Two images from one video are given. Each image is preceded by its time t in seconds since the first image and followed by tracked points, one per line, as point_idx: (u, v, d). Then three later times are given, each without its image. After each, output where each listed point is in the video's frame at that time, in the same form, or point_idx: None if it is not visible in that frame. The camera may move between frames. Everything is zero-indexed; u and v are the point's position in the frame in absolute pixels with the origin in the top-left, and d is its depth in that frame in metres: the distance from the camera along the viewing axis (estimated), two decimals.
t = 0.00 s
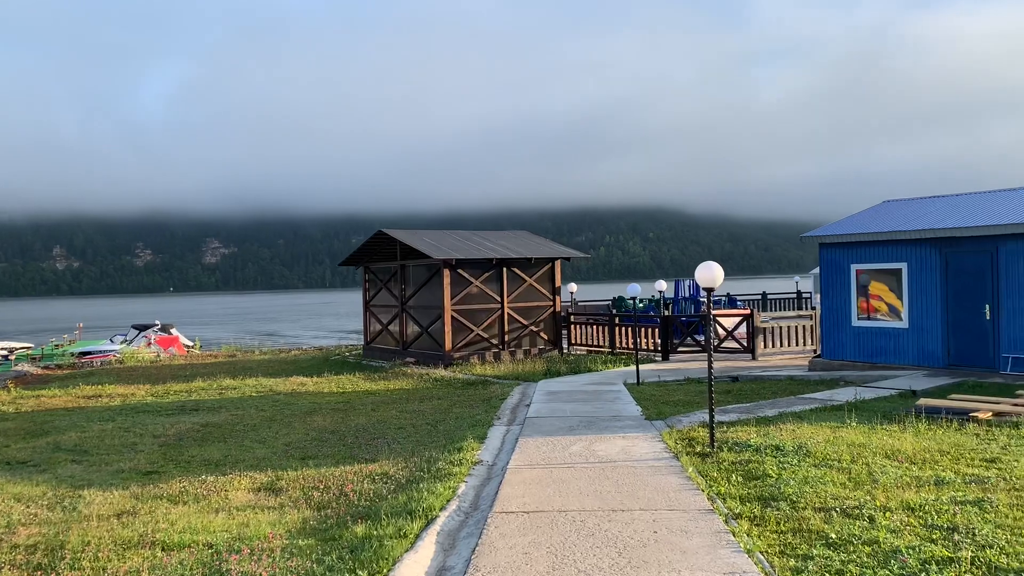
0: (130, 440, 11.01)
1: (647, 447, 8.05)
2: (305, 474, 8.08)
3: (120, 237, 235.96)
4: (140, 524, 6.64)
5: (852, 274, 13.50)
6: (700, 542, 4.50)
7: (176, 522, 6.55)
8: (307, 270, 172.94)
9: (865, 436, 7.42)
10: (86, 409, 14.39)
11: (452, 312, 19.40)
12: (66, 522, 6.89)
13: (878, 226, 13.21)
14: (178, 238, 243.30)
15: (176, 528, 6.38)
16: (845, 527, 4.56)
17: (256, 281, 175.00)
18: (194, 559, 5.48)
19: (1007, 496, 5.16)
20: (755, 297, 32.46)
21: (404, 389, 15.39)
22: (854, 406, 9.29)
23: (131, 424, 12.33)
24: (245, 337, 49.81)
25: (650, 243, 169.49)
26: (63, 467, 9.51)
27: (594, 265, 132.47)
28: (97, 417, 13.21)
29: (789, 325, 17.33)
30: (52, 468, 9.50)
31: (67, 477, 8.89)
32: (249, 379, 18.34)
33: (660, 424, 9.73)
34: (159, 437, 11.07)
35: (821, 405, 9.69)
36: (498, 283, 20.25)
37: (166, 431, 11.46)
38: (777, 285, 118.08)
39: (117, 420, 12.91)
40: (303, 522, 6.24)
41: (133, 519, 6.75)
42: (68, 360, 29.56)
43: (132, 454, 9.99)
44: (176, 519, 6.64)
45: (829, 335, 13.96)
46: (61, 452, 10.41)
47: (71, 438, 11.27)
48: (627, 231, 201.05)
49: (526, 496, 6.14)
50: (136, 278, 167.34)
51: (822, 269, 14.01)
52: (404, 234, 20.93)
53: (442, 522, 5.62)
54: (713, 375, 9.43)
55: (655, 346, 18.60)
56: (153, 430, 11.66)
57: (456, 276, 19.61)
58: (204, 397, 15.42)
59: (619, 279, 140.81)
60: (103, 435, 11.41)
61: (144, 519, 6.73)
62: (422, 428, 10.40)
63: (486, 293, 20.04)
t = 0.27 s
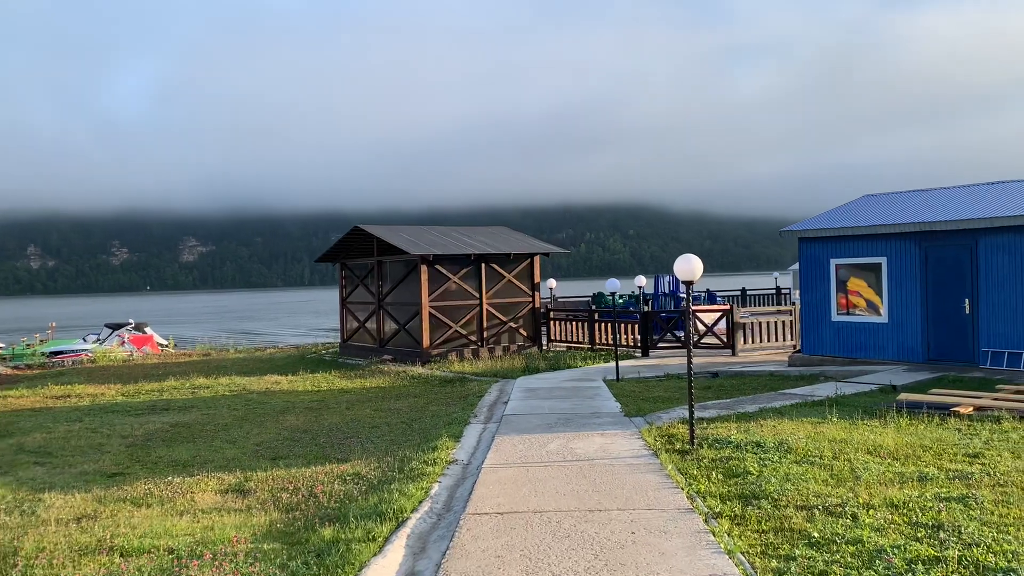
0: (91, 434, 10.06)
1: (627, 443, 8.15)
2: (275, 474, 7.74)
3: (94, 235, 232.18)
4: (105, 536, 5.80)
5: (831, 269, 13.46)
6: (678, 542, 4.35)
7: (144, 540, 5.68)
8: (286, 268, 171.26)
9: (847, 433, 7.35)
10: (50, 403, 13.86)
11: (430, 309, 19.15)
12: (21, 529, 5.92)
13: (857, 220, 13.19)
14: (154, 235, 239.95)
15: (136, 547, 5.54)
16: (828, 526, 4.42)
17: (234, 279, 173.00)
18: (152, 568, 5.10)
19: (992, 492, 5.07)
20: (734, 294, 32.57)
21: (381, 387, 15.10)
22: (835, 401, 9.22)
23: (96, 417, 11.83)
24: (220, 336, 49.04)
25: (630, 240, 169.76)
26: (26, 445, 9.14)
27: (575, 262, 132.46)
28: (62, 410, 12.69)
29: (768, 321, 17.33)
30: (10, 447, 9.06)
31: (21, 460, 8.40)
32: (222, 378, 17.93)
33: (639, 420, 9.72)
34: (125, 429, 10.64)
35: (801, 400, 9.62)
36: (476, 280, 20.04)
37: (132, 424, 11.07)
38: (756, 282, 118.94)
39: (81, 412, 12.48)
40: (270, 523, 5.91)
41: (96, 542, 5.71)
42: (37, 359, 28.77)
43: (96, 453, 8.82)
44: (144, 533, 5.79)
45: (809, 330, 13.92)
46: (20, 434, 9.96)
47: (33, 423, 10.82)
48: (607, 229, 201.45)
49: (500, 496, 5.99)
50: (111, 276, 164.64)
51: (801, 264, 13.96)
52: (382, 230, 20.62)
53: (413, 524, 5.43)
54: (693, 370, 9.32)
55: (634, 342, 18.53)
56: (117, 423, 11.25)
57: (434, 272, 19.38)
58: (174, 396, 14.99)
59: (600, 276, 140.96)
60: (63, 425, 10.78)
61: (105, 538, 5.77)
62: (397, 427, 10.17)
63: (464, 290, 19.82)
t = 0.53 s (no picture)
0: (69, 436, 9.78)
1: (614, 446, 8.19)
2: (255, 477, 7.52)
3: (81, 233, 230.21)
4: (74, 543, 5.15)
5: (821, 269, 13.39)
6: (667, 550, 4.22)
7: (118, 546, 5.11)
8: (275, 267, 170.34)
9: (838, 435, 7.27)
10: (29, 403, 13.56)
11: (417, 308, 18.95)
12: None
13: (848, 221, 13.12)
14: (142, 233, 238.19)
15: (107, 554, 4.94)
16: (821, 534, 4.30)
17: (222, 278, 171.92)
18: None
19: (988, 497, 4.97)
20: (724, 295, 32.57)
21: (368, 388, 14.90)
22: (825, 403, 9.12)
23: (75, 417, 11.55)
24: (207, 335, 48.62)
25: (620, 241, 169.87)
26: None
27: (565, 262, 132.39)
28: (39, 410, 12.40)
29: (758, 321, 17.26)
30: None
31: None
32: (206, 378, 17.66)
33: (627, 421, 9.71)
34: (104, 429, 10.38)
35: (791, 402, 9.52)
36: (465, 279, 19.85)
37: (111, 425, 10.81)
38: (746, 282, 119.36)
39: (60, 413, 12.21)
40: (248, 529, 5.67)
41: (64, 547, 5.09)
42: (20, 357, 28.35)
43: (73, 454, 8.59)
44: (118, 540, 5.24)
45: (799, 331, 13.82)
46: None
47: (8, 424, 10.53)
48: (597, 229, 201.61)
49: (483, 502, 5.88)
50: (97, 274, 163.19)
51: (792, 264, 13.86)
52: (369, 229, 20.40)
53: (393, 530, 5.30)
54: (682, 372, 9.21)
55: (623, 343, 18.46)
56: (95, 424, 10.98)
57: (422, 271, 19.20)
58: (156, 396, 14.69)
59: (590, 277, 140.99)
60: (40, 425, 10.57)
61: (77, 543, 5.18)
62: (381, 429, 10.00)
63: (452, 289, 19.65)
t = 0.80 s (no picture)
0: (69, 437, 9.69)
1: (619, 451, 8.18)
2: (253, 481, 7.40)
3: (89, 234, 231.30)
4: (65, 550, 4.99)
5: (830, 270, 13.20)
6: (676, 560, 4.06)
7: (111, 552, 4.95)
8: (282, 269, 170.74)
9: (849, 440, 7.11)
10: (31, 404, 13.50)
11: (422, 310, 18.84)
12: None
13: (857, 222, 12.93)
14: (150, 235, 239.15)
15: (98, 561, 4.76)
16: (835, 544, 4.14)
17: (229, 280, 172.42)
18: None
19: (1006, 506, 4.80)
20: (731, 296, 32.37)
21: (371, 390, 14.79)
22: (835, 407, 8.96)
23: (76, 419, 11.48)
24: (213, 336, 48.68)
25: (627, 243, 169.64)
26: None
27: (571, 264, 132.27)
28: (41, 411, 12.33)
29: (765, 323, 17.08)
30: None
31: None
32: (210, 380, 17.59)
33: (633, 424, 9.68)
34: (104, 431, 10.31)
35: (800, 406, 9.35)
36: (470, 281, 19.72)
37: (112, 427, 10.72)
38: (753, 284, 118.95)
39: (62, 414, 12.14)
40: (244, 535, 5.55)
41: (57, 553, 4.93)
42: (26, 358, 28.39)
43: (72, 457, 8.49)
44: (110, 547, 5.10)
45: (807, 333, 13.63)
46: None
47: (8, 425, 10.47)
48: (604, 230, 201.36)
49: (487, 509, 5.83)
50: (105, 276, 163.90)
51: (800, 266, 13.68)
52: (374, 230, 20.30)
53: (392, 538, 5.18)
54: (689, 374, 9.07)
55: (630, 345, 18.32)
56: (97, 426, 10.89)
57: (426, 273, 19.07)
58: (159, 398, 14.61)
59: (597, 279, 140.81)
60: (42, 427, 10.53)
61: (70, 549, 5.02)
62: (384, 432, 9.90)
63: (457, 291, 19.52)
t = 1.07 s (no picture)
0: (96, 446, 9.74)
1: (648, 460, 8.09)
2: (277, 491, 7.35)
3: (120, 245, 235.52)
4: (85, 562, 4.94)
5: (862, 275, 12.90)
6: None
7: (133, 566, 4.88)
8: (308, 277, 172.41)
9: (886, 449, 6.87)
10: (60, 412, 13.62)
11: (446, 317, 18.79)
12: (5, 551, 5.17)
13: (889, 224, 12.61)
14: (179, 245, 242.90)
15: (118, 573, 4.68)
16: (875, 559, 3.95)
17: (257, 288, 174.40)
18: None
19: None
20: (759, 301, 31.94)
21: (396, 397, 14.74)
22: (870, 415, 8.69)
23: (104, 427, 11.55)
24: (240, 344, 49.13)
25: (652, 248, 168.69)
26: (26, 457, 8.80)
27: (596, 270, 131.79)
28: (70, 420, 12.44)
29: (795, 329, 16.75)
30: (10, 459, 8.73)
31: (16, 473, 7.99)
32: (236, 388, 17.67)
33: (662, 433, 9.57)
34: (131, 440, 10.35)
35: (834, 414, 9.09)
36: (494, 287, 19.63)
37: (139, 435, 10.77)
38: (781, 289, 117.50)
39: (89, 423, 12.22)
40: (266, 547, 5.49)
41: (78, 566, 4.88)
42: (56, 368, 28.85)
43: (98, 466, 8.51)
44: (131, 558, 5.05)
45: (839, 339, 13.31)
46: (21, 446, 9.66)
47: (37, 434, 10.55)
48: (628, 236, 200.42)
49: (513, 522, 5.81)
50: (136, 285, 166.64)
51: (831, 270, 13.38)
52: (398, 237, 20.31)
53: (415, 550, 5.11)
54: (719, 381, 8.88)
55: (656, 351, 18.09)
56: (124, 434, 10.94)
57: (450, 279, 19.03)
58: (186, 406, 14.68)
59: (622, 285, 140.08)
60: (70, 435, 10.58)
61: (91, 562, 4.96)
62: (408, 440, 9.83)
63: (482, 298, 19.44)
